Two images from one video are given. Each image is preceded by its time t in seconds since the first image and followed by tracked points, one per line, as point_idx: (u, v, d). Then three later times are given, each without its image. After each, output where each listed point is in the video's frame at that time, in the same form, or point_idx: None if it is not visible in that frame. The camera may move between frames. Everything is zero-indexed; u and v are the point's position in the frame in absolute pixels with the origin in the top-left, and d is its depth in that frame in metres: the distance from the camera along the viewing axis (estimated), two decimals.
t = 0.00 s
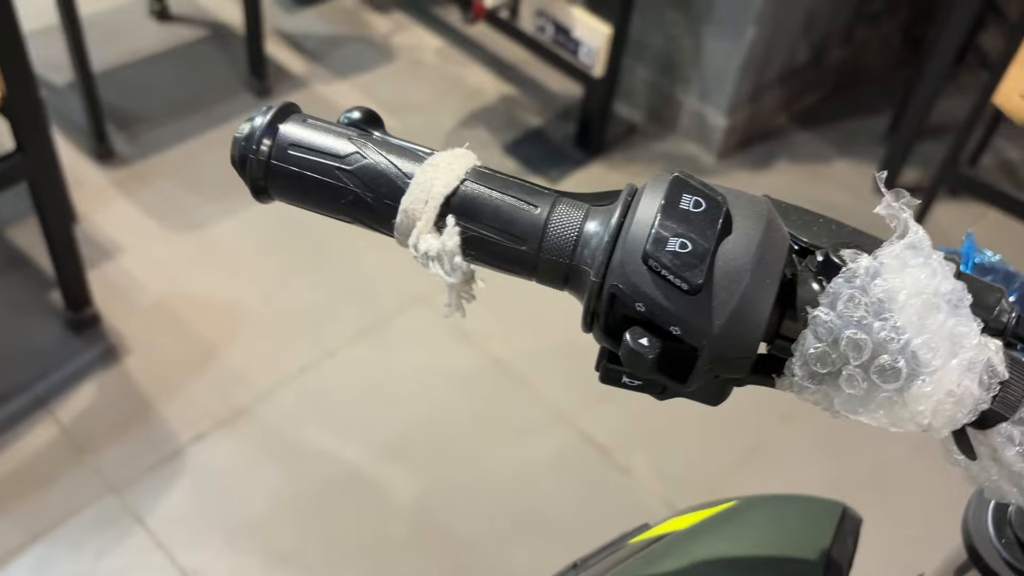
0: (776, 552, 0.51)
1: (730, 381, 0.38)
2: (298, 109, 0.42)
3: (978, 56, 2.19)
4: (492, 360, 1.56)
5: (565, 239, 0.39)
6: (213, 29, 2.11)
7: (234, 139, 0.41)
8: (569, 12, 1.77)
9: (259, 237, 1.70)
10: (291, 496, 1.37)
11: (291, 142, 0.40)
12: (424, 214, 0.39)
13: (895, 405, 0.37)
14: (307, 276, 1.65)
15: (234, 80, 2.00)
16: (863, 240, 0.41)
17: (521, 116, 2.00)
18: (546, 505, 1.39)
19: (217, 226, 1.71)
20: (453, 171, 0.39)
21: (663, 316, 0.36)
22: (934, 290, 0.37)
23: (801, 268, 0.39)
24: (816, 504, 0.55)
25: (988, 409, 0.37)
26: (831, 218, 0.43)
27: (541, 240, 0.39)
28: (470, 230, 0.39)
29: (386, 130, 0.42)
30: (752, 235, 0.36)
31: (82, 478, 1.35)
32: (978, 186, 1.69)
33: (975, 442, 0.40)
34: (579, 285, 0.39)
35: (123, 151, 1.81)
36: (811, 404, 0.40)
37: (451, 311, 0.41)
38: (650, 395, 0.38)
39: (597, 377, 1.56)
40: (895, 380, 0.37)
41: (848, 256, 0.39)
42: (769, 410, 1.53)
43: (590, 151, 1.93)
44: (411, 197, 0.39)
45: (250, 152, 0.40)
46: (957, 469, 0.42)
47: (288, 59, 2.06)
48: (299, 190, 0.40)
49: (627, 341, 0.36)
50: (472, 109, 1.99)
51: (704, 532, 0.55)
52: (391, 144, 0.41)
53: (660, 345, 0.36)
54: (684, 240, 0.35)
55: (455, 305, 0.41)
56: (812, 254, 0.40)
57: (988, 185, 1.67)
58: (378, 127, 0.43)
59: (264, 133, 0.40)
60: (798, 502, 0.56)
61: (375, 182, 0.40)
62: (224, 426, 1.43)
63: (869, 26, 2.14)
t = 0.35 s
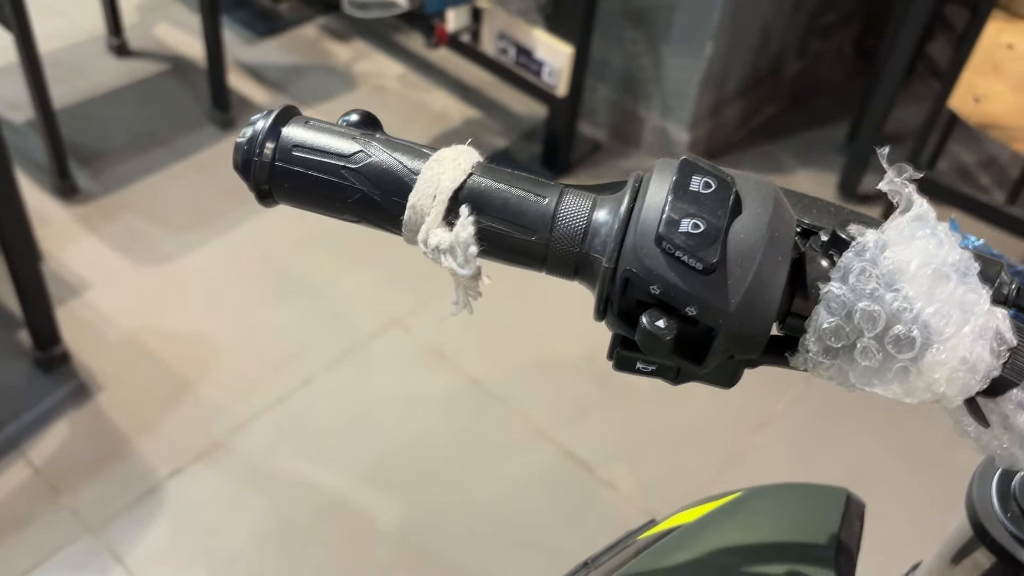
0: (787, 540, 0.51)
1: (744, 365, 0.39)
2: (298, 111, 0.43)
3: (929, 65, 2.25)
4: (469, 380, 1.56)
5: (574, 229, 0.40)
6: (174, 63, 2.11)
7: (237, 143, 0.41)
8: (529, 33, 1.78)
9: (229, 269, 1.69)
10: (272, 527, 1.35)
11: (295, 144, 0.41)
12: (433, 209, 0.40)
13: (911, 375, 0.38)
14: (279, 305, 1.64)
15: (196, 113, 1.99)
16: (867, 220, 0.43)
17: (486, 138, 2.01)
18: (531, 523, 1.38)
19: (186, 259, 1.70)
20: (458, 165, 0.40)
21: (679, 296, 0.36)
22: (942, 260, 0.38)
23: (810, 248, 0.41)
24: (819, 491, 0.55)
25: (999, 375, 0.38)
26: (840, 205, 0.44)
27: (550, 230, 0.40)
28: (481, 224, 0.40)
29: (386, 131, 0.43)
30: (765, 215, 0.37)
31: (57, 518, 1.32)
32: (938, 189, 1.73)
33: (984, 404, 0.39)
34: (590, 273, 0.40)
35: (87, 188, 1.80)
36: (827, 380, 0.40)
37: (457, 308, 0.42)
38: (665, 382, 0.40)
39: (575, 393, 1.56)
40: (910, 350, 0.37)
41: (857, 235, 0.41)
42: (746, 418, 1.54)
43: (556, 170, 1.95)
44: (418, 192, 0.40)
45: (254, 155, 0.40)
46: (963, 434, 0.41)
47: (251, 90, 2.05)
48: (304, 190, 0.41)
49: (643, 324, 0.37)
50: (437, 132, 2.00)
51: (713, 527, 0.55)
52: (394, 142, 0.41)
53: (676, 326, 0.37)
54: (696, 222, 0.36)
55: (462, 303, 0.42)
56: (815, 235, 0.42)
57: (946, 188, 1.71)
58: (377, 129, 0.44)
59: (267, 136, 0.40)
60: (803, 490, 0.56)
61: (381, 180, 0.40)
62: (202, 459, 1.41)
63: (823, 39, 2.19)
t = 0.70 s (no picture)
0: (861, 507, 0.61)
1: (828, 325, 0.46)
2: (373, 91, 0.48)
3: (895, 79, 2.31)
4: (464, 403, 1.55)
5: (663, 192, 0.45)
6: (150, 100, 2.10)
7: (320, 125, 0.47)
8: (508, 57, 1.81)
9: (217, 301, 1.68)
10: (273, 558, 1.32)
11: (378, 121, 0.46)
12: (519, 178, 0.45)
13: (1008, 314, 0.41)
14: (270, 335, 1.63)
15: (175, 148, 1.99)
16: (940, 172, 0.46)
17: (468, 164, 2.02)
18: (535, 542, 1.37)
19: (172, 293, 1.68)
20: (542, 136, 0.46)
21: (777, 247, 0.42)
22: None
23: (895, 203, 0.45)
24: (879, 467, 0.64)
25: None
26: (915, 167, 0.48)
27: (638, 194, 0.46)
28: (581, 192, 0.46)
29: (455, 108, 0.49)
30: (853, 169, 0.43)
31: (51, 560, 1.28)
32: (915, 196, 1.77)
33: None
34: (678, 233, 0.46)
35: (67, 226, 1.78)
36: (921, 326, 0.45)
37: (534, 281, 0.49)
38: (751, 338, 0.47)
39: (570, 410, 1.56)
40: (1006, 290, 0.40)
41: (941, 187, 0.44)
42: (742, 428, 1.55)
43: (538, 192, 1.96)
44: (504, 163, 0.45)
45: (339, 134, 0.45)
46: None
47: (229, 124, 2.05)
48: (386, 165, 0.46)
49: (744, 277, 0.42)
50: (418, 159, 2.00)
51: (788, 495, 0.64)
52: (470, 116, 0.47)
53: (776, 277, 0.42)
54: (794, 173, 0.41)
55: (538, 275, 0.48)
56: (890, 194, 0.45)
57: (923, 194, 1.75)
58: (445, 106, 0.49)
59: (349, 116, 0.46)
60: (865, 462, 0.65)
61: (465, 151, 0.46)
62: (199, 493, 1.39)
63: (791, 56, 2.24)
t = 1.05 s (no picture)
0: (847, 488, 0.62)
1: (807, 300, 0.47)
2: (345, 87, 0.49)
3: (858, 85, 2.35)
4: (445, 420, 1.55)
5: (638, 176, 0.46)
6: (117, 130, 2.09)
7: (293, 121, 0.47)
8: (475, 76, 1.82)
9: (191, 329, 1.67)
10: None
11: (351, 115, 0.46)
12: (494, 165, 0.45)
13: (983, 280, 0.41)
14: (246, 361, 1.62)
15: (144, 178, 1.98)
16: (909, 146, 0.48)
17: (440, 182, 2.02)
18: (522, 557, 1.36)
19: (145, 323, 1.67)
20: (516, 123, 0.46)
21: (751, 221, 0.42)
22: (998, 170, 0.42)
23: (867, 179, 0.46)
24: (861, 450, 0.66)
25: None
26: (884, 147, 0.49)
27: (613, 177, 0.46)
28: (556, 177, 0.46)
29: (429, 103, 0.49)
30: (825, 144, 0.43)
31: None
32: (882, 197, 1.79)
33: None
34: (655, 215, 0.46)
35: (36, 260, 1.76)
36: (896, 298, 0.45)
37: (514, 272, 0.50)
38: (730, 320, 0.48)
39: (552, 424, 1.56)
40: (979, 257, 0.41)
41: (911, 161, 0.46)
42: (724, 434, 1.55)
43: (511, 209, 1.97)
44: (479, 151, 0.46)
45: (313, 129, 0.46)
46: None
47: (198, 153, 2.05)
48: (360, 158, 0.47)
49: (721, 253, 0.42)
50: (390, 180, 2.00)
51: (774, 479, 0.65)
52: (444, 109, 0.47)
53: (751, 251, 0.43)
54: (766, 148, 0.42)
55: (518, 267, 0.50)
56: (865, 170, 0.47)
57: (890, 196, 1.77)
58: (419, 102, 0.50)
59: (321, 112, 0.46)
60: (849, 448, 0.67)
61: (441, 142, 0.46)
62: (179, 522, 1.37)
63: (755, 67, 2.27)
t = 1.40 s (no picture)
0: (776, 490, 0.63)
1: (714, 307, 0.47)
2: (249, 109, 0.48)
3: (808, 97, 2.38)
4: (410, 446, 1.54)
5: (542, 188, 0.47)
6: (70, 168, 2.07)
7: (197, 146, 0.47)
8: (429, 100, 1.82)
9: (150, 365, 1.65)
10: None
11: (254, 137, 0.46)
12: (400, 182, 0.46)
13: (883, 277, 0.44)
14: (207, 395, 1.60)
15: (99, 214, 1.96)
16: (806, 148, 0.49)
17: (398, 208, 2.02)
18: None
19: (103, 360, 1.65)
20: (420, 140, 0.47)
21: (651, 229, 0.42)
22: (890, 173, 0.45)
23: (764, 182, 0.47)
24: (793, 451, 0.67)
25: (955, 276, 0.44)
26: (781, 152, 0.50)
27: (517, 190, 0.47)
28: (459, 192, 0.47)
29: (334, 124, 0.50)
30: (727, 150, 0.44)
31: None
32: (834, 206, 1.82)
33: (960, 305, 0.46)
34: (561, 226, 0.47)
35: None
36: (798, 298, 0.47)
37: (429, 289, 0.51)
38: (640, 327, 0.48)
39: (517, 446, 1.55)
40: (876, 255, 0.44)
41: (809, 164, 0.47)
42: (688, 447, 1.56)
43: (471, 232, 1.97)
44: (384, 169, 0.46)
45: (216, 153, 0.46)
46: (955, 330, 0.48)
47: (153, 187, 2.03)
48: (267, 180, 0.47)
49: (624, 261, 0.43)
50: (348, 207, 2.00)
51: (708, 485, 0.66)
52: (350, 128, 0.48)
53: (652, 257, 0.43)
54: (662, 156, 0.42)
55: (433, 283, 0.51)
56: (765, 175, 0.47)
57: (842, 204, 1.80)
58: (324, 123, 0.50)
59: (225, 136, 0.46)
60: (780, 451, 0.68)
61: (346, 161, 0.47)
62: (141, 562, 1.35)
63: (707, 83, 2.30)
